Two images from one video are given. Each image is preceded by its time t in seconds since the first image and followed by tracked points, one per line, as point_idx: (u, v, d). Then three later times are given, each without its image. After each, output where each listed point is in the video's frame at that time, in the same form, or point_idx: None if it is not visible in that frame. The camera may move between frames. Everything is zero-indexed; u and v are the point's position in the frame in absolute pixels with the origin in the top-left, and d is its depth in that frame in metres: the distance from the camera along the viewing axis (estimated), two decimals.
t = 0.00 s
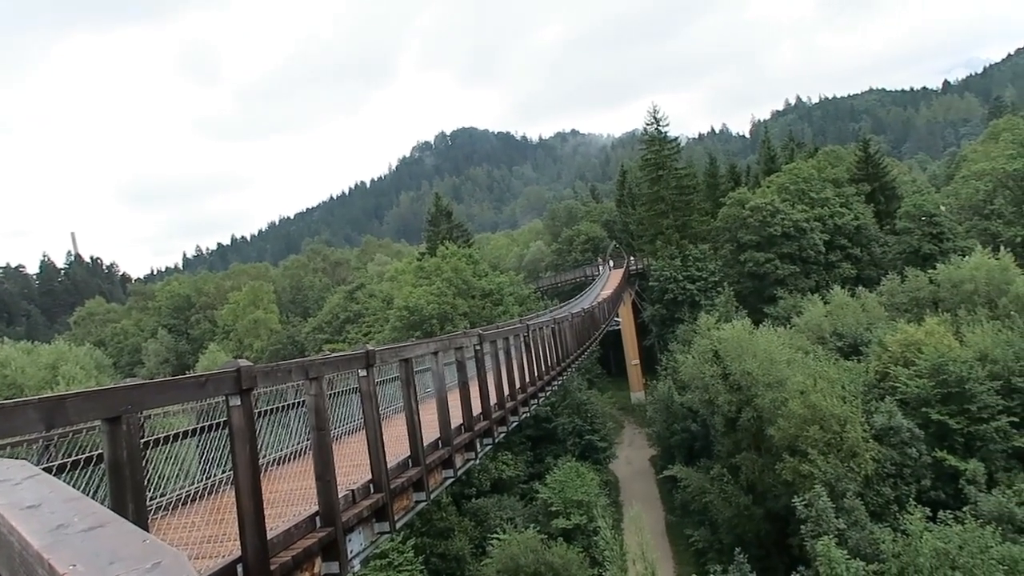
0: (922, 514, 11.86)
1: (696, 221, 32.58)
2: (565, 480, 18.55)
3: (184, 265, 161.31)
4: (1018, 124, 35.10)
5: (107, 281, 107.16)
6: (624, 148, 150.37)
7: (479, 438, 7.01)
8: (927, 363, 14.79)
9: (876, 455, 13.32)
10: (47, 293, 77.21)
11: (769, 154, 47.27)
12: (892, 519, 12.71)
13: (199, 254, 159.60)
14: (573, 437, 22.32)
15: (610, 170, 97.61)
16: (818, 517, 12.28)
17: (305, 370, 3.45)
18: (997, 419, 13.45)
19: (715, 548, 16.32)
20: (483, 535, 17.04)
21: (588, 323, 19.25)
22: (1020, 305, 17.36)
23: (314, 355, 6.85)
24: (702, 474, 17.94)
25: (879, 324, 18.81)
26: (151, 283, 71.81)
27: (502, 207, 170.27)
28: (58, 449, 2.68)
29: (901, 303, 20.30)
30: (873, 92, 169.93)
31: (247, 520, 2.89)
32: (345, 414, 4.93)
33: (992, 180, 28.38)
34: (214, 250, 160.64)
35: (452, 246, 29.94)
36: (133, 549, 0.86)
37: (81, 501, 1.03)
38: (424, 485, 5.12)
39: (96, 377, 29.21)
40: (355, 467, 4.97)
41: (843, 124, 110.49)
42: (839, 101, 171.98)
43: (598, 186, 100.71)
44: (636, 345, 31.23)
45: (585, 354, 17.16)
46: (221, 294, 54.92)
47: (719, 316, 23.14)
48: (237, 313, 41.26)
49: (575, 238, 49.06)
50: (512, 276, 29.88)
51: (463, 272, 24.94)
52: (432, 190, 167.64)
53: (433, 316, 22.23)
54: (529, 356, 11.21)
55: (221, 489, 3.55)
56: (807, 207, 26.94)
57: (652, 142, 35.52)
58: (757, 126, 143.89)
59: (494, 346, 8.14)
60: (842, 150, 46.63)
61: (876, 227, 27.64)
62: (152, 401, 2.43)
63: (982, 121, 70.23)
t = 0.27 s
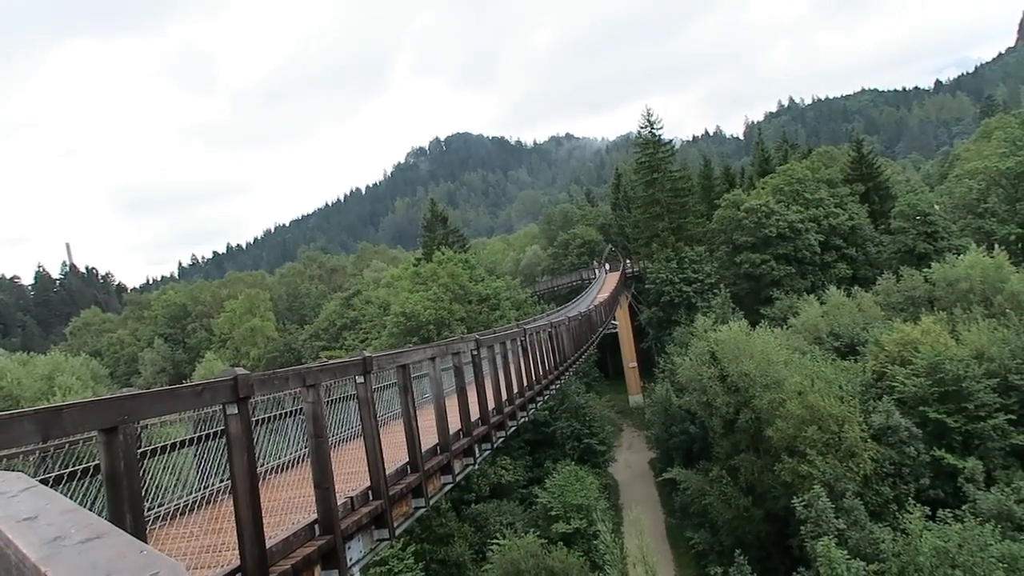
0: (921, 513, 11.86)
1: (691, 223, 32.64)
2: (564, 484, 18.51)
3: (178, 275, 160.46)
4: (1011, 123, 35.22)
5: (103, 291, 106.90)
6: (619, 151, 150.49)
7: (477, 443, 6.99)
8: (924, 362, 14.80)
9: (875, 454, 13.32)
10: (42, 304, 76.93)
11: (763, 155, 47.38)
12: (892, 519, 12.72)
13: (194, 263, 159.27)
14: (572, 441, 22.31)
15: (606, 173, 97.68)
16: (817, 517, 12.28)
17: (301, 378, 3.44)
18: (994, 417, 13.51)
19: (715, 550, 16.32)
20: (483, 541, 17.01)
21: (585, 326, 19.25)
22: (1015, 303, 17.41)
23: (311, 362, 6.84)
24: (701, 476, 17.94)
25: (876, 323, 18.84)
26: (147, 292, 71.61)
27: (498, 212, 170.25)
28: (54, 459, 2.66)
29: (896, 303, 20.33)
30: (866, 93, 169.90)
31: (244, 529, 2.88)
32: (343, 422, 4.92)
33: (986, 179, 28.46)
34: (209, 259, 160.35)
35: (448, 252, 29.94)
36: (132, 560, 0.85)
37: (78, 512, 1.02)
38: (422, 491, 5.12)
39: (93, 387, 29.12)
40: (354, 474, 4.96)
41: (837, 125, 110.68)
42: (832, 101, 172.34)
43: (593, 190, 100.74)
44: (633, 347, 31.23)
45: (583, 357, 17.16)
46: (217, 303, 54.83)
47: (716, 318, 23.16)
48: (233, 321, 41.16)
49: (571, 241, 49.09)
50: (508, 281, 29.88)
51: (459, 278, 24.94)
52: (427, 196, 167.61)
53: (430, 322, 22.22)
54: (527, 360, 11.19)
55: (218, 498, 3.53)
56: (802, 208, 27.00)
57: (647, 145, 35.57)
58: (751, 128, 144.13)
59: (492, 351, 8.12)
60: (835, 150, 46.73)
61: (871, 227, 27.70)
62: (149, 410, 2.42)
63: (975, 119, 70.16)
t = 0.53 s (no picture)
0: (921, 514, 11.85)
1: (689, 226, 32.67)
2: (564, 487, 18.49)
3: (175, 281, 160.14)
4: (1006, 123, 35.32)
5: (100, 297, 106.70)
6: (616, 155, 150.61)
7: (477, 447, 6.98)
8: (922, 363, 14.80)
9: (874, 455, 13.30)
10: (39, 312, 76.75)
11: (760, 158, 47.46)
12: (892, 520, 12.72)
13: (192, 270, 159.00)
14: (571, 444, 22.29)
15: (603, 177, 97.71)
16: (817, 519, 12.26)
17: (300, 384, 3.44)
18: (993, 417, 13.54)
19: (715, 553, 16.30)
20: (483, 545, 16.97)
21: (584, 329, 19.25)
22: (1013, 303, 17.42)
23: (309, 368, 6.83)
24: (700, 478, 17.94)
25: (874, 324, 18.86)
26: (145, 299, 71.50)
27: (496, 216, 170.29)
28: (52, 467, 2.65)
29: (894, 304, 20.35)
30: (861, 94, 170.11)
31: (243, 536, 2.87)
32: (342, 427, 4.91)
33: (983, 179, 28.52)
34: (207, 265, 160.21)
35: (446, 256, 29.93)
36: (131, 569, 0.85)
37: (76, 520, 1.02)
38: (422, 496, 5.11)
39: (91, 394, 29.03)
40: (353, 480, 4.95)
41: (833, 127, 110.82)
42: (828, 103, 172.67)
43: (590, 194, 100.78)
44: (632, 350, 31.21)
45: (581, 360, 17.16)
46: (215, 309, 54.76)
47: (714, 320, 23.18)
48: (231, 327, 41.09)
49: (569, 245, 49.11)
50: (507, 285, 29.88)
51: (457, 282, 24.92)
52: (425, 201, 167.63)
53: (429, 327, 22.20)
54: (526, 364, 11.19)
55: (218, 505, 3.52)
56: (799, 210, 27.04)
57: (643, 148, 35.62)
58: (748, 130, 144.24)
59: (491, 355, 8.12)
60: (831, 152, 46.83)
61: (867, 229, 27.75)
62: (148, 417, 2.42)
63: (970, 120, 70.26)
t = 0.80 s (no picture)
0: (922, 516, 11.83)
1: (687, 229, 32.70)
2: (564, 492, 18.47)
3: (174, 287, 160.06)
4: (1003, 124, 35.37)
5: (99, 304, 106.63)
6: (614, 158, 150.78)
7: (477, 452, 6.97)
8: (922, 364, 14.77)
9: (874, 457, 13.30)
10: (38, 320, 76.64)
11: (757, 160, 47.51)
12: (893, 522, 12.72)
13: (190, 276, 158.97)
14: (571, 448, 22.28)
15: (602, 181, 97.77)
16: (818, 522, 12.25)
17: (299, 390, 3.44)
18: (994, 418, 13.54)
19: (716, 556, 16.29)
20: (483, 550, 16.95)
21: (583, 333, 19.24)
22: (1011, 304, 17.44)
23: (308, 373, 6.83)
24: (700, 482, 17.93)
25: (873, 326, 18.86)
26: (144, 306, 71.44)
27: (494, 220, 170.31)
28: (50, 476, 2.64)
29: (893, 306, 20.37)
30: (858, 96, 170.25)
31: (243, 542, 2.87)
32: (341, 433, 4.91)
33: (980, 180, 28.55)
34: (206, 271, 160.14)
35: (445, 261, 29.93)
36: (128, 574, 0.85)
37: (72, 528, 1.02)
38: (422, 501, 5.10)
39: (90, 401, 28.99)
40: (352, 486, 4.94)
41: (831, 129, 110.95)
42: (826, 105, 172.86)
43: (588, 197, 100.80)
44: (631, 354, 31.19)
45: (580, 364, 17.15)
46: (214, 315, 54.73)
47: (714, 323, 23.19)
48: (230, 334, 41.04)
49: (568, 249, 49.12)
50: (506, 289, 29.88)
51: (456, 287, 24.91)
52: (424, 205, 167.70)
53: (428, 331, 22.19)
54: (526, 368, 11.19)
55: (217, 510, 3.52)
56: (797, 212, 27.07)
57: (641, 152, 35.64)
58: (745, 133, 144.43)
59: (490, 360, 8.12)
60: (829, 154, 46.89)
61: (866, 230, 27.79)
62: (147, 424, 2.42)
63: (967, 121, 70.27)
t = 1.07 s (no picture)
0: (922, 517, 11.84)
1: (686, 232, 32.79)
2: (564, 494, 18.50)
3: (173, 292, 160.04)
4: (1000, 125, 35.46)
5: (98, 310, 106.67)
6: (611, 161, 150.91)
7: (476, 456, 6.96)
8: (921, 365, 14.69)
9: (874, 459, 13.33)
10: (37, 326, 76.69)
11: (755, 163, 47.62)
12: (893, 523, 12.75)
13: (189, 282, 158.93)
14: (571, 451, 22.31)
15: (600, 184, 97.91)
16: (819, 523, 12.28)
17: (298, 396, 3.44)
18: (993, 418, 13.56)
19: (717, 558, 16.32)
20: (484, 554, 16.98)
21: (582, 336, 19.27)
22: (1010, 304, 17.44)
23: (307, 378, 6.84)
24: (700, 484, 17.97)
25: (872, 327, 18.86)
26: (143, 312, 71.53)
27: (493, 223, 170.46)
28: (49, 482, 2.65)
29: (892, 307, 20.40)
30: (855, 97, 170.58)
31: (243, 548, 2.87)
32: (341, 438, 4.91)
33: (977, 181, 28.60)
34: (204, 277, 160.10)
35: (444, 265, 30.01)
36: None
37: (72, 534, 1.02)
38: (422, 505, 5.10)
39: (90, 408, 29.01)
40: (352, 490, 4.94)
41: (828, 131, 111.17)
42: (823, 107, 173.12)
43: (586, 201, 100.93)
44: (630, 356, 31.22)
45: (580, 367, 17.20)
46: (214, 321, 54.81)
47: (713, 325, 23.24)
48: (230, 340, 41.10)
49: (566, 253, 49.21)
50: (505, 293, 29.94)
51: (455, 291, 24.97)
52: (422, 209, 167.86)
53: (427, 336, 22.24)
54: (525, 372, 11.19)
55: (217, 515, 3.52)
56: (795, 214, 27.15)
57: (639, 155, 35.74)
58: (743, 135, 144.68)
59: (489, 364, 8.13)
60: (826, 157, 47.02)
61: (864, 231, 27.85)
62: (146, 429, 2.43)
63: (964, 123, 70.43)
